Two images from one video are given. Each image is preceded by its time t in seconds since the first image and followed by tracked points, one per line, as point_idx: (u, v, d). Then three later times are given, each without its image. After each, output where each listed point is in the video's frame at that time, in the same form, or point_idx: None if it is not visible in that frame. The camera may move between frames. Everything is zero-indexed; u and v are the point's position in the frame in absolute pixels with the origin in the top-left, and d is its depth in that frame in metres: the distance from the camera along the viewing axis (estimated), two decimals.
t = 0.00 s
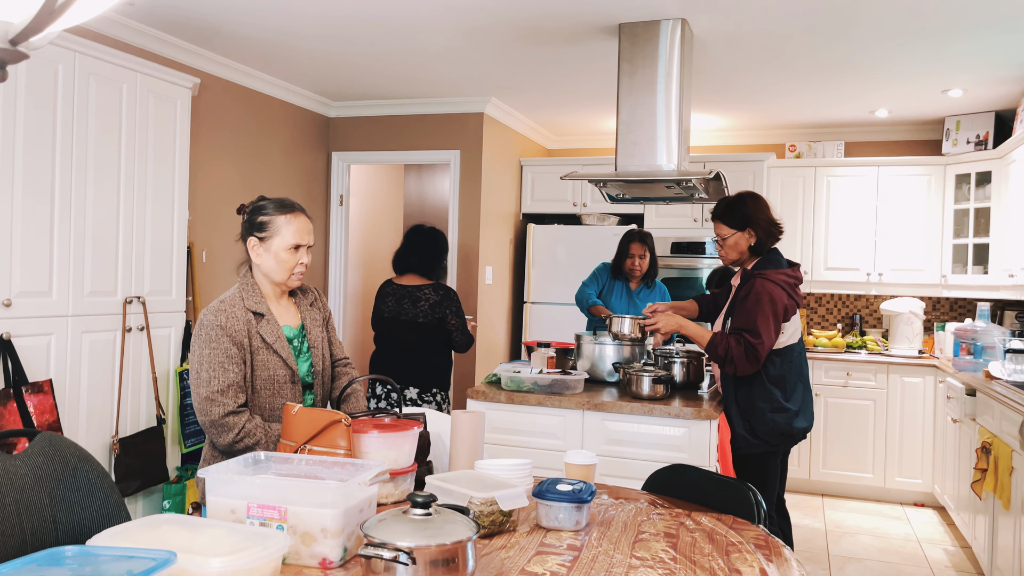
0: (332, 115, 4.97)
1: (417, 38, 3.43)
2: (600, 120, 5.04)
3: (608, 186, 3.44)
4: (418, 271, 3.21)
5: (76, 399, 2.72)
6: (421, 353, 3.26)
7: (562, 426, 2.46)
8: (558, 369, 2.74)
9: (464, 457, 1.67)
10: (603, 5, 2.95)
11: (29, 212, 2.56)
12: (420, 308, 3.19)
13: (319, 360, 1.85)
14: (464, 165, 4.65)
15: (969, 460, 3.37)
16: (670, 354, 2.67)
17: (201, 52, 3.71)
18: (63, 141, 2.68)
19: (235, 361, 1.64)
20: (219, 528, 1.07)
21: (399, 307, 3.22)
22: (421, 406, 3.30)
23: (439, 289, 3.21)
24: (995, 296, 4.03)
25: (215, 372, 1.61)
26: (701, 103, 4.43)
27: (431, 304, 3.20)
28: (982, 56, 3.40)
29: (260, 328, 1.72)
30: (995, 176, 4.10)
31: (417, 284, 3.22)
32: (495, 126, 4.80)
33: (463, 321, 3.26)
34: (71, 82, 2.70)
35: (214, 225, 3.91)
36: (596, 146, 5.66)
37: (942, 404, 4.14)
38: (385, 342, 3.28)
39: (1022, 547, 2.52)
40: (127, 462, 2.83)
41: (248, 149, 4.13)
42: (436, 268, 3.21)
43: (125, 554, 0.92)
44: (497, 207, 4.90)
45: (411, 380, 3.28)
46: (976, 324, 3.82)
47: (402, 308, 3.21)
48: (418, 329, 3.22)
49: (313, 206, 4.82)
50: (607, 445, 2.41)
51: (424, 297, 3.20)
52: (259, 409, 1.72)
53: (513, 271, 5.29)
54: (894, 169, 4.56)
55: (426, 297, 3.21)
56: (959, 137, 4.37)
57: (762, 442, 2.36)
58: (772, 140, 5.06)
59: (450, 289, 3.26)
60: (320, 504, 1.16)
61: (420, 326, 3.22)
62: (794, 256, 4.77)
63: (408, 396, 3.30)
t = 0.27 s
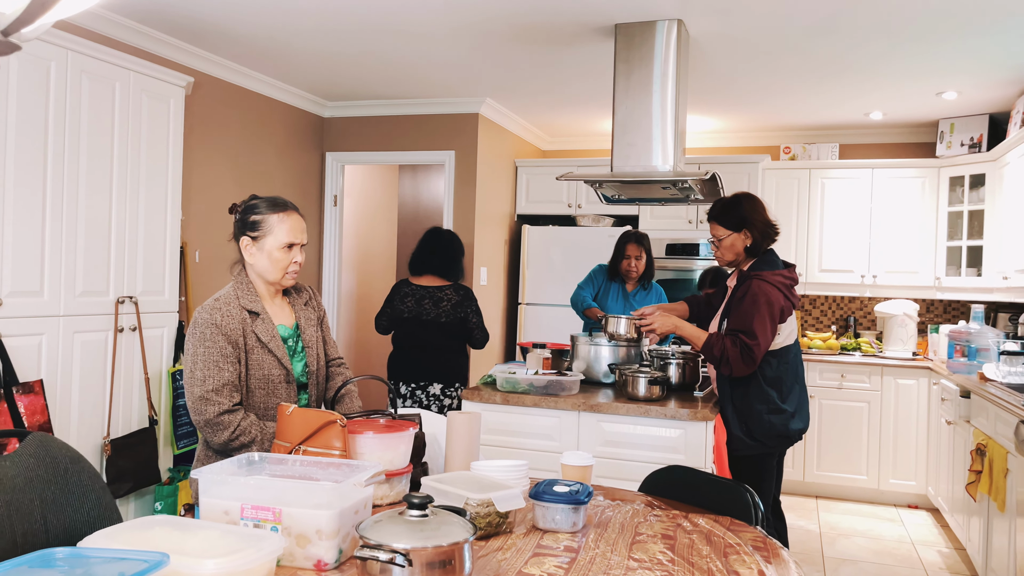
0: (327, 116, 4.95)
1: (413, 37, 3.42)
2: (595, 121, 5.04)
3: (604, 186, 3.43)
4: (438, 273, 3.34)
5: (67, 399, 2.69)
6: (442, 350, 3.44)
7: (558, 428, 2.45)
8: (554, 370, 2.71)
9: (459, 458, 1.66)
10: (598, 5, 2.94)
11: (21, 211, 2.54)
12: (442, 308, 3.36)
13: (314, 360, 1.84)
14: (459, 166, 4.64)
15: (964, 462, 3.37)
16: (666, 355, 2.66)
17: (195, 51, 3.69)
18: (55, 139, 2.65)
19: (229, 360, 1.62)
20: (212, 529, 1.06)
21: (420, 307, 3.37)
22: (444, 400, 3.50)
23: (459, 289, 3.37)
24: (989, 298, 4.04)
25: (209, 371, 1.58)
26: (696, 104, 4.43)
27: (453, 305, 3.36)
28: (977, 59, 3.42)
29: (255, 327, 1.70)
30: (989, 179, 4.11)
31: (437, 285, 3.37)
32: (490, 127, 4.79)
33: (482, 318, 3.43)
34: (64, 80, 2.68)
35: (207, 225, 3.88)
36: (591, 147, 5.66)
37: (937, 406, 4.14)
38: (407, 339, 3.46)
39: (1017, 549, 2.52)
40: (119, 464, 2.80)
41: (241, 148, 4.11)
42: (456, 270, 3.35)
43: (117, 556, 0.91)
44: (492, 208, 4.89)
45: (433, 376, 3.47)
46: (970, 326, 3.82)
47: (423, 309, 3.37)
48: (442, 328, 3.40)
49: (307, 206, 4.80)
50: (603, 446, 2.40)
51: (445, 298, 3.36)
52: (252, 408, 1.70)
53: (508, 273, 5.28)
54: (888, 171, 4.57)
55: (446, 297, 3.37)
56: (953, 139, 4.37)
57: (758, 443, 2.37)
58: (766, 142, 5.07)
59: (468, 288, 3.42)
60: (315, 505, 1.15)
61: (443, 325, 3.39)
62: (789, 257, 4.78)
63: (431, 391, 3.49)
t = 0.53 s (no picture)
0: (319, 115, 4.92)
1: (407, 36, 3.41)
2: (589, 122, 5.03)
3: (598, 186, 3.42)
4: (447, 272, 3.49)
5: (55, 399, 2.66)
6: (451, 347, 3.57)
7: (551, 428, 2.43)
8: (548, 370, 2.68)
9: (453, 459, 1.65)
10: (593, 4, 2.94)
11: (9, 208, 2.50)
12: (452, 306, 3.50)
13: (308, 359, 1.81)
14: (452, 166, 4.63)
15: (956, 465, 3.38)
16: (660, 356, 2.64)
17: (186, 49, 3.66)
18: (44, 135, 2.62)
19: (223, 358, 1.60)
20: (202, 530, 1.04)
21: (430, 305, 3.50)
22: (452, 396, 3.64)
23: (468, 287, 3.52)
24: (980, 301, 4.05)
25: (202, 368, 1.57)
26: (690, 106, 4.44)
27: (462, 302, 3.51)
28: (971, 62, 3.43)
29: (249, 324, 1.68)
30: (981, 182, 4.13)
31: (447, 284, 3.51)
32: (484, 127, 4.78)
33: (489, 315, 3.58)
34: (54, 76, 2.65)
35: (199, 223, 3.85)
36: (585, 149, 5.65)
37: (928, 408, 4.16)
38: (417, 337, 3.58)
39: (1011, 551, 2.52)
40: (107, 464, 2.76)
41: (233, 147, 4.09)
42: (465, 269, 3.50)
43: (104, 557, 0.89)
44: (485, 209, 4.88)
45: (441, 372, 3.60)
46: (963, 330, 3.81)
47: (433, 306, 3.50)
48: (450, 325, 3.53)
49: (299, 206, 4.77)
50: (597, 448, 2.38)
51: (455, 296, 3.50)
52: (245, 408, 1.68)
53: (501, 274, 5.26)
54: (881, 174, 4.58)
55: (456, 295, 3.51)
56: (946, 142, 4.39)
57: (753, 445, 2.35)
58: (760, 145, 5.08)
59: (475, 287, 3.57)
60: (307, 506, 1.13)
61: (452, 322, 3.52)
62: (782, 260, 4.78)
63: (439, 388, 3.63)
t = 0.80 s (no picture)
0: (313, 115, 4.90)
1: (402, 36, 3.40)
2: (583, 124, 5.03)
3: (593, 188, 3.42)
4: (444, 273, 3.50)
5: (45, 398, 2.63)
6: (447, 347, 3.59)
7: (546, 430, 2.42)
8: (542, 372, 2.67)
9: (449, 460, 1.64)
10: (589, 6, 2.94)
11: None
12: (449, 306, 3.51)
13: (304, 359, 1.80)
14: (447, 167, 4.62)
15: (948, 468, 3.39)
16: (655, 358, 2.62)
17: (180, 46, 3.64)
18: (36, 131, 2.60)
19: (220, 358, 1.59)
20: (197, 530, 1.02)
21: (427, 305, 3.52)
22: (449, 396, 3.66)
23: (464, 287, 3.53)
24: (972, 305, 4.08)
25: (199, 368, 1.55)
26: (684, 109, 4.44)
27: (459, 302, 3.52)
28: (965, 66, 3.45)
29: (247, 324, 1.67)
30: (973, 187, 4.16)
31: (443, 284, 3.52)
32: (479, 129, 4.78)
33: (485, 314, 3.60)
34: (46, 73, 2.62)
35: (191, 221, 3.83)
36: (579, 151, 5.65)
37: (920, 412, 4.17)
38: (414, 337, 3.59)
39: (1003, 554, 2.53)
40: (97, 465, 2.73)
41: (227, 146, 4.07)
42: (461, 270, 3.52)
43: (97, 556, 0.87)
44: (479, 210, 4.87)
45: (438, 372, 3.62)
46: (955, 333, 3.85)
47: (430, 307, 3.51)
48: (447, 324, 3.54)
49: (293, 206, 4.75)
50: (592, 449, 2.37)
51: (452, 296, 3.51)
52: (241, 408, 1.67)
53: (495, 275, 5.26)
54: (874, 178, 4.61)
55: (452, 296, 3.52)
56: (938, 147, 4.42)
57: (748, 447, 2.35)
58: (754, 148, 5.09)
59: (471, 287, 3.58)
60: (303, 506, 1.12)
61: (449, 321, 3.54)
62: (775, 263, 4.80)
63: (437, 388, 3.64)
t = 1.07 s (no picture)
0: (310, 115, 4.89)
1: (402, 36, 3.39)
2: (581, 127, 5.03)
3: (592, 191, 3.42)
4: (439, 272, 3.48)
5: (40, 398, 2.61)
6: (442, 345, 3.57)
7: (545, 432, 2.41)
8: (541, 374, 2.67)
9: (449, 461, 1.63)
10: (590, 8, 2.94)
11: None
12: (443, 304, 3.50)
13: (304, 360, 1.78)
14: (444, 169, 4.61)
15: (944, 473, 3.40)
16: (654, 361, 2.61)
17: (178, 45, 3.63)
18: (33, 128, 2.58)
19: (220, 360, 1.58)
20: (198, 530, 1.01)
21: (422, 304, 3.51)
22: (441, 396, 3.64)
23: (459, 285, 3.51)
24: (968, 310, 4.09)
25: (199, 370, 1.54)
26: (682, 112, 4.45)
27: (453, 300, 3.50)
28: (963, 72, 3.46)
29: (247, 325, 1.65)
30: (969, 192, 4.18)
31: (438, 284, 3.51)
32: (476, 131, 4.77)
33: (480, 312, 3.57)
34: (44, 70, 2.60)
35: (188, 221, 3.81)
36: (576, 154, 5.65)
37: (917, 416, 4.18)
38: (409, 335, 3.58)
39: (1001, 558, 2.53)
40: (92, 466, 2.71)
41: (223, 146, 4.05)
42: (456, 269, 3.48)
43: (97, 555, 0.86)
44: (476, 212, 4.86)
45: (433, 370, 3.60)
46: (950, 339, 3.78)
47: (425, 306, 3.50)
48: (442, 323, 3.53)
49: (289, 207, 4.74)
50: (591, 452, 2.36)
51: (446, 295, 3.50)
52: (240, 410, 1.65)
53: (491, 278, 5.25)
54: (870, 183, 4.62)
55: (447, 295, 3.50)
56: (936, 153, 4.41)
57: (747, 450, 2.35)
58: (751, 152, 5.10)
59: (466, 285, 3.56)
60: (305, 506, 1.10)
61: (444, 320, 3.52)
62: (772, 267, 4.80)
63: (429, 386, 3.63)
